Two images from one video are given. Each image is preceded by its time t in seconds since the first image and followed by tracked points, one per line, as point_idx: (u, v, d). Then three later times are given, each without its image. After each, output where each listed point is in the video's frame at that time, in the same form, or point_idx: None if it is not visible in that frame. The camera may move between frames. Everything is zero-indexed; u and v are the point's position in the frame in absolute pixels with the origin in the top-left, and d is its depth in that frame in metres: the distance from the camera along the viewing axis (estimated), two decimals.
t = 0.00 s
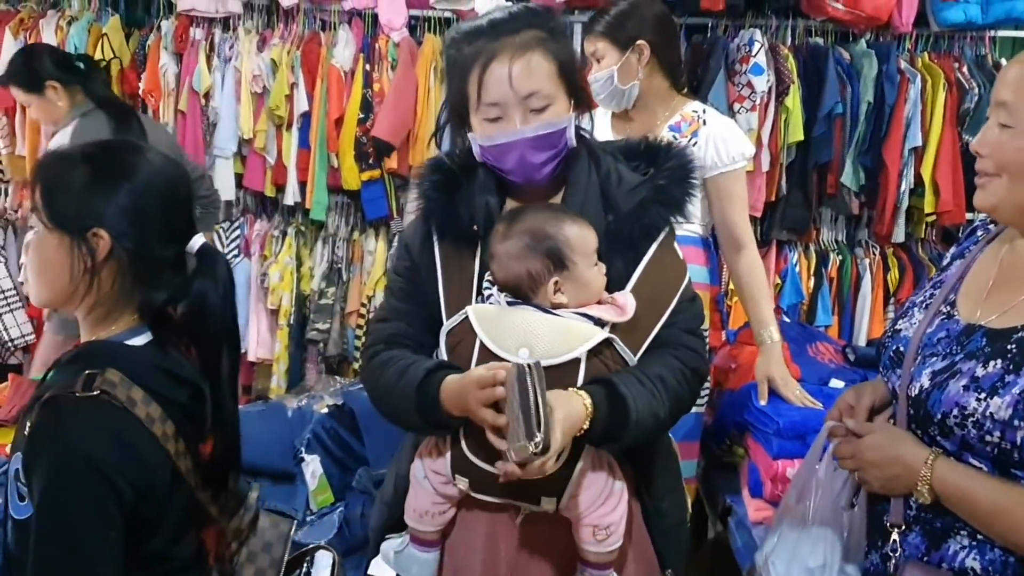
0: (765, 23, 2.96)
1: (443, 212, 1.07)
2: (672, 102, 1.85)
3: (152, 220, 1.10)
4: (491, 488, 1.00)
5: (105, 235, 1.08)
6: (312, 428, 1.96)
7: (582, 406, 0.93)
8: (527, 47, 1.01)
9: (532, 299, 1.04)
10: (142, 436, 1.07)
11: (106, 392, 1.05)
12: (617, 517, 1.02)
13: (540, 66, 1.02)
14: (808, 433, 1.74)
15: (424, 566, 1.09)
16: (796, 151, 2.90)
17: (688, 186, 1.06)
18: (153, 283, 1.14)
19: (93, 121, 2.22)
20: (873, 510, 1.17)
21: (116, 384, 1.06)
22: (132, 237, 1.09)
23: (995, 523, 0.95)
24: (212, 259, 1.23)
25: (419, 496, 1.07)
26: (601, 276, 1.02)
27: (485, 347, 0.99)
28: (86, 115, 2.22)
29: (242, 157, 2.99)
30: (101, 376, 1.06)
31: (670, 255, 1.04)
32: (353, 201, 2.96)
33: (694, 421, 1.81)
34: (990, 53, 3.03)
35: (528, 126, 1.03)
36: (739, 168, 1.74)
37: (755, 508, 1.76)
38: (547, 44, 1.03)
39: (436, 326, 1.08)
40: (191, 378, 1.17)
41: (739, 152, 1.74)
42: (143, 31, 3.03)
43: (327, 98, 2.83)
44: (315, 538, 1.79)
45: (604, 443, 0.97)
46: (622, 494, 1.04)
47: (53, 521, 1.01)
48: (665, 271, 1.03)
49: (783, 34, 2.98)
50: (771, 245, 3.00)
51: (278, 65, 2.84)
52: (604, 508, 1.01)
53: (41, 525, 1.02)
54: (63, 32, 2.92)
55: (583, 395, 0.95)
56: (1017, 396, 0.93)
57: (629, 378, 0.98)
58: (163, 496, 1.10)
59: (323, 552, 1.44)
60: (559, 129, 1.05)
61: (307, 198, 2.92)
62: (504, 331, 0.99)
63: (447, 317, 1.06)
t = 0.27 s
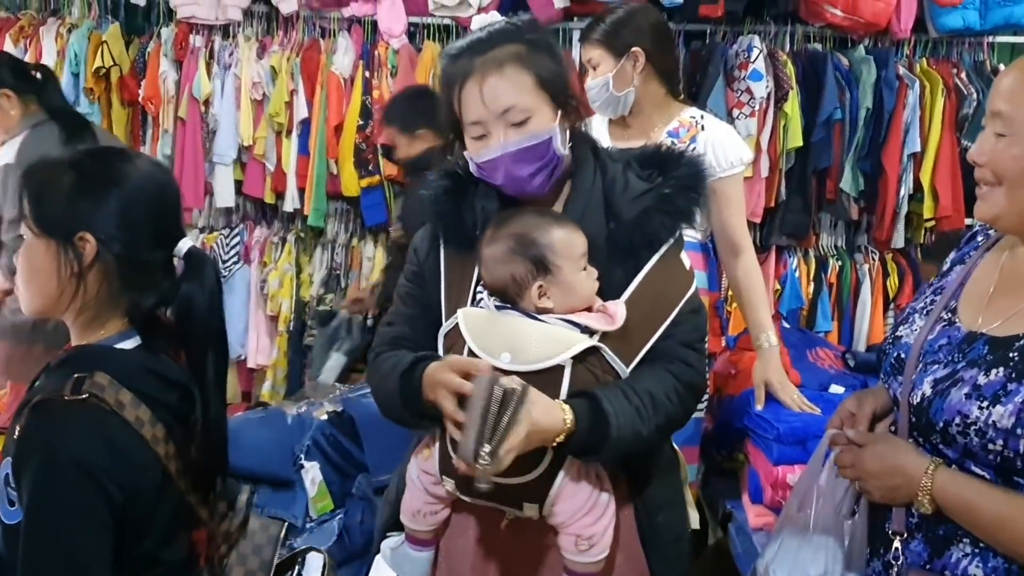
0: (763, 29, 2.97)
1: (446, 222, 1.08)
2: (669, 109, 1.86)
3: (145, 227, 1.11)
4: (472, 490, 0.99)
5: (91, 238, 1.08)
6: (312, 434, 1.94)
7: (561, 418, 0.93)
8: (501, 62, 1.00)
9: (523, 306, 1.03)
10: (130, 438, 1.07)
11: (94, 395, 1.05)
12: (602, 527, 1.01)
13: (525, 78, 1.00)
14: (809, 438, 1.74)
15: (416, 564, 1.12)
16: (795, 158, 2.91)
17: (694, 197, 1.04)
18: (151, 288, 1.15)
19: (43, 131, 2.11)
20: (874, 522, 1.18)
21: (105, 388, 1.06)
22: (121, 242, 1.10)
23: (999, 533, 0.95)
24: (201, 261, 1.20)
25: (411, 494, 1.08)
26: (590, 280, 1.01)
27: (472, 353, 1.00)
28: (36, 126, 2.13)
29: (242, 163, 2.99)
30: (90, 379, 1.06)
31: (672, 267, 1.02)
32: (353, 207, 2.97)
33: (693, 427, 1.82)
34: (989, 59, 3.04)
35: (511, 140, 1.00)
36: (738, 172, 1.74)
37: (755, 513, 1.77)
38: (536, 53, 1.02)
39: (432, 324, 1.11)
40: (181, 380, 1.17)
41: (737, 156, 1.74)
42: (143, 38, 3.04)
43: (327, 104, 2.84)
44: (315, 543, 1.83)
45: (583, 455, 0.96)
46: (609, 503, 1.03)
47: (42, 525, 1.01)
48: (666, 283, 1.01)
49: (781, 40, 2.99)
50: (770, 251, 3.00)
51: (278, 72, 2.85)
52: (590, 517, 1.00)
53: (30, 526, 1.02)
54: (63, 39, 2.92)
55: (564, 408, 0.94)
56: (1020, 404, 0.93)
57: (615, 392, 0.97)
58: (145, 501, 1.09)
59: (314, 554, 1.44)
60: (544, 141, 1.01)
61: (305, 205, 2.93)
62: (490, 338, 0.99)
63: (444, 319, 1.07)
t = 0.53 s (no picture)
0: (765, 34, 2.97)
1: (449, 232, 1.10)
2: (667, 116, 1.86)
3: (141, 230, 1.11)
4: (450, 490, 1.01)
5: (86, 242, 1.08)
6: (312, 441, 1.94)
7: (528, 412, 0.91)
8: (473, 74, 0.99)
9: (505, 312, 1.02)
10: (128, 445, 1.06)
11: (94, 401, 1.05)
12: (578, 535, 1.00)
13: (493, 93, 0.99)
14: (811, 444, 1.73)
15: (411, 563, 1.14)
16: (796, 163, 2.91)
17: (691, 203, 1.01)
18: (143, 292, 1.14)
19: None
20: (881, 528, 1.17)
21: (104, 394, 1.06)
22: (119, 243, 1.10)
23: (997, 544, 0.95)
24: (197, 263, 1.18)
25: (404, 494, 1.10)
26: (574, 288, 1.00)
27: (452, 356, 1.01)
28: None
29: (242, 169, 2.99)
30: (90, 385, 1.06)
31: (666, 274, 1.00)
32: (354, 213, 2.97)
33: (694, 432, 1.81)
34: (990, 64, 3.04)
35: (488, 149, 1.01)
36: (738, 177, 1.75)
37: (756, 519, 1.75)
38: (518, 58, 1.01)
39: (431, 327, 1.15)
40: (181, 387, 1.17)
41: (737, 162, 1.75)
42: (144, 44, 3.04)
43: (329, 110, 2.83)
44: (315, 551, 1.81)
45: (551, 455, 0.94)
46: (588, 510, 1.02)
47: (42, 533, 1.01)
48: (654, 289, 0.99)
49: (783, 46, 2.99)
50: (772, 255, 2.99)
51: (279, 79, 2.86)
52: (566, 523, 0.99)
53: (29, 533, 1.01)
54: (65, 46, 2.90)
55: (534, 402, 0.92)
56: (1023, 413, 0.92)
57: (590, 393, 0.95)
58: (142, 507, 1.09)
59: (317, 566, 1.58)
60: (522, 149, 1.01)
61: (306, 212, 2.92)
62: (470, 338, 1.01)
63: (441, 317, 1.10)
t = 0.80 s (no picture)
0: (766, 37, 2.96)
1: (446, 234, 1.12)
2: (668, 119, 1.86)
3: (137, 232, 1.11)
4: (429, 486, 1.00)
5: (78, 245, 1.08)
6: (313, 445, 1.95)
7: (505, 409, 0.91)
8: (470, 73, 0.99)
9: (491, 314, 1.02)
10: (129, 451, 1.06)
11: (94, 407, 1.04)
12: (564, 537, 0.99)
13: (492, 92, 0.99)
14: (812, 448, 1.73)
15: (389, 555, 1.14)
16: (798, 165, 2.92)
17: (684, 211, 1.01)
18: (139, 294, 1.14)
19: None
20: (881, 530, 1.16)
21: (105, 400, 1.06)
22: (117, 244, 1.10)
23: (994, 551, 0.94)
24: (194, 258, 1.17)
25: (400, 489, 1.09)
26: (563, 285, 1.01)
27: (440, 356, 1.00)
28: None
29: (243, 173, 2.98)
30: (91, 391, 1.06)
31: (656, 280, 0.99)
32: (355, 216, 2.97)
33: (693, 435, 1.82)
34: (991, 67, 3.04)
35: (481, 149, 1.01)
36: (737, 181, 1.75)
37: (759, 523, 1.72)
38: (516, 59, 1.01)
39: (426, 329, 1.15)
40: (183, 393, 1.17)
41: (737, 166, 1.75)
42: (145, 48, 3.04)
43: (330, 113, 2.83)
44: (317, 554, 1.80)
45: (527, 455, 0.93)
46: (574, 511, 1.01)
47: (42, 538, 1.01)
48: (641, 295, 0.98)
49: (784, 48, 2.99)
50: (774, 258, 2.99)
51: (281, 82, 2.86)
52: (553, 525, 0.99)
53: (31, 539, 1.01)
54: (66, 50, 2.90)
55: (511, 400, 0.92)
56: (1020, 417, 0.92)
57: (570, 394, 0.95)
58: (145, 512, 1.09)
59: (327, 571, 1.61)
60: (514, 151, 1.01)
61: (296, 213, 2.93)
62: (454, 335, 0.99)
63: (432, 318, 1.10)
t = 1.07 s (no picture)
0: (765, 40, 2.97)
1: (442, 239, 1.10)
2: (667, 122, 1.86)
3: (128, 234, 1.11)
4: (428, 487, 1.01)
5: (68, 254, 1.08)
6: (315, 448, 1.96)
7: (504, 404, 0.90)
8: (464, 75, 1.00)
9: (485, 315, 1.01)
10: (130, 455, 1.06)
11: (93, 410, 1.05)
12: (558, 539, 0.99)
13: (486, 94, 0.99)
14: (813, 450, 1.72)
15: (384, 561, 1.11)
16: (798, 168, 2.90)
17: (678, 215, 1.01)
18: (136, 295, 1.14)
19: None
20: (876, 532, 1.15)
21: (103, 403, 1.06)
22: (109, 246, 1.10)
23: (991, 552, 0.93)
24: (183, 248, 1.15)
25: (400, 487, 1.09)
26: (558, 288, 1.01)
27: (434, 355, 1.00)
28: None
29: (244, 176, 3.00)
30: (90, 395, 1.06)
31: (652, 283, 0.99)
32: (356, 220, 2.97)
33: (693, 438, 1.80)
34: (992, 69, 3.04)
35: (473, 153, 1.02)
36: (736, 185, 1.74)
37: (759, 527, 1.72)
38: (510, 61, 1.01)
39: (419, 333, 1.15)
40: (184, 395, 1.16)
41: (736, 169, 1.74)
42: (146, 52, 3.05)
43: (330, 117, 2.84)
44: (317, 557, 1.78)
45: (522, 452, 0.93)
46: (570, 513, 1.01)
47: (42, 541, 1.01)
48: (638, 297, 0.98)
49: (784, 51, 2.99)
50: (773, 261, 2.99)
51: (281, 86, 2.85)
52: (550, 525, 0.99)
53: (33, 544, 1.01)
54: (67, 54, 2.91)
55: (509, 396, 0.91)
56: (1013, 419, 0.92)
57: (568, 392, 0.95)
58: (148, 517, 1.09)
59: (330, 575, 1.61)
60: (506, 153, 1.01)
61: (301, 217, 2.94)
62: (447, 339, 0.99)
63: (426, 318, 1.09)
